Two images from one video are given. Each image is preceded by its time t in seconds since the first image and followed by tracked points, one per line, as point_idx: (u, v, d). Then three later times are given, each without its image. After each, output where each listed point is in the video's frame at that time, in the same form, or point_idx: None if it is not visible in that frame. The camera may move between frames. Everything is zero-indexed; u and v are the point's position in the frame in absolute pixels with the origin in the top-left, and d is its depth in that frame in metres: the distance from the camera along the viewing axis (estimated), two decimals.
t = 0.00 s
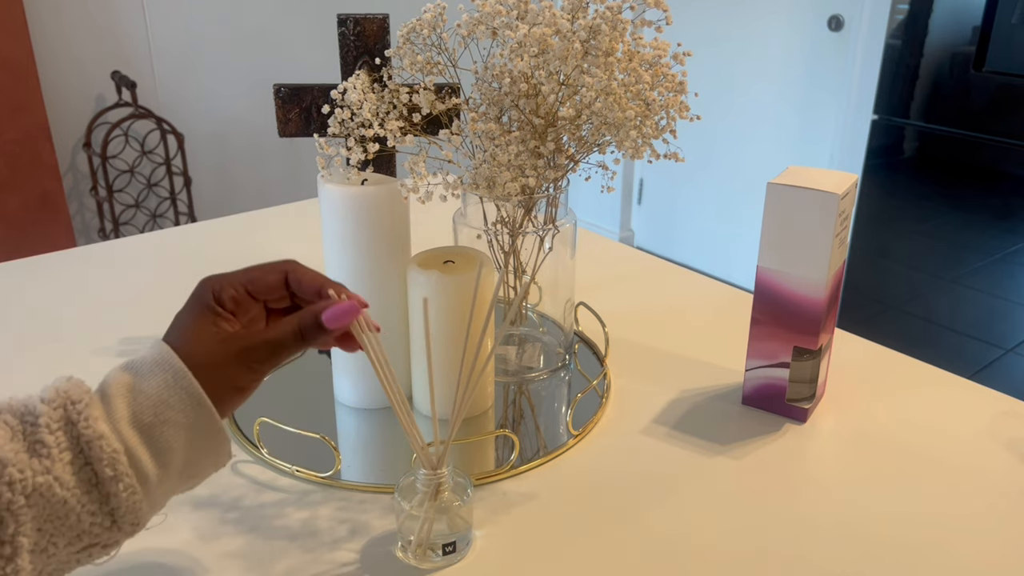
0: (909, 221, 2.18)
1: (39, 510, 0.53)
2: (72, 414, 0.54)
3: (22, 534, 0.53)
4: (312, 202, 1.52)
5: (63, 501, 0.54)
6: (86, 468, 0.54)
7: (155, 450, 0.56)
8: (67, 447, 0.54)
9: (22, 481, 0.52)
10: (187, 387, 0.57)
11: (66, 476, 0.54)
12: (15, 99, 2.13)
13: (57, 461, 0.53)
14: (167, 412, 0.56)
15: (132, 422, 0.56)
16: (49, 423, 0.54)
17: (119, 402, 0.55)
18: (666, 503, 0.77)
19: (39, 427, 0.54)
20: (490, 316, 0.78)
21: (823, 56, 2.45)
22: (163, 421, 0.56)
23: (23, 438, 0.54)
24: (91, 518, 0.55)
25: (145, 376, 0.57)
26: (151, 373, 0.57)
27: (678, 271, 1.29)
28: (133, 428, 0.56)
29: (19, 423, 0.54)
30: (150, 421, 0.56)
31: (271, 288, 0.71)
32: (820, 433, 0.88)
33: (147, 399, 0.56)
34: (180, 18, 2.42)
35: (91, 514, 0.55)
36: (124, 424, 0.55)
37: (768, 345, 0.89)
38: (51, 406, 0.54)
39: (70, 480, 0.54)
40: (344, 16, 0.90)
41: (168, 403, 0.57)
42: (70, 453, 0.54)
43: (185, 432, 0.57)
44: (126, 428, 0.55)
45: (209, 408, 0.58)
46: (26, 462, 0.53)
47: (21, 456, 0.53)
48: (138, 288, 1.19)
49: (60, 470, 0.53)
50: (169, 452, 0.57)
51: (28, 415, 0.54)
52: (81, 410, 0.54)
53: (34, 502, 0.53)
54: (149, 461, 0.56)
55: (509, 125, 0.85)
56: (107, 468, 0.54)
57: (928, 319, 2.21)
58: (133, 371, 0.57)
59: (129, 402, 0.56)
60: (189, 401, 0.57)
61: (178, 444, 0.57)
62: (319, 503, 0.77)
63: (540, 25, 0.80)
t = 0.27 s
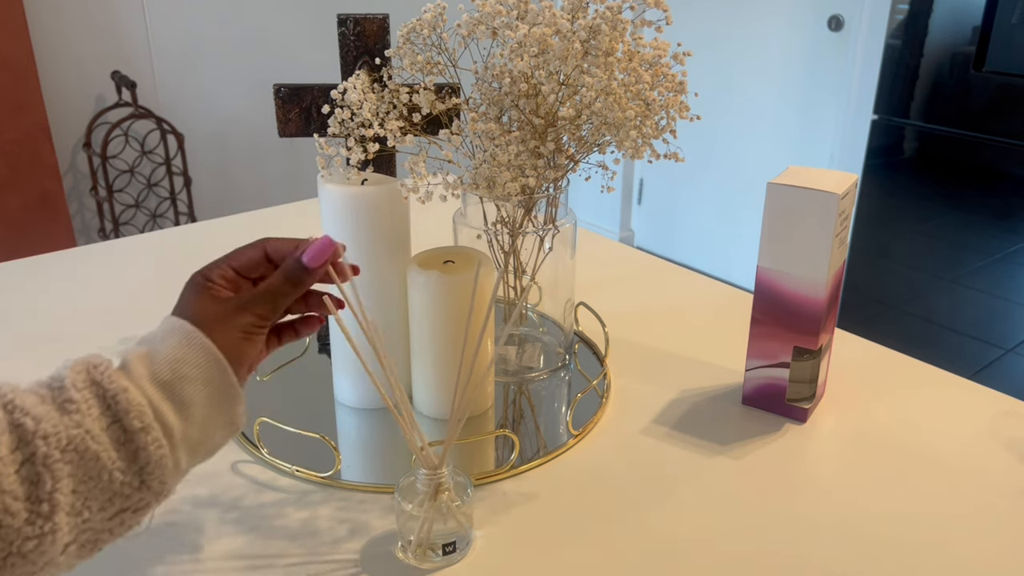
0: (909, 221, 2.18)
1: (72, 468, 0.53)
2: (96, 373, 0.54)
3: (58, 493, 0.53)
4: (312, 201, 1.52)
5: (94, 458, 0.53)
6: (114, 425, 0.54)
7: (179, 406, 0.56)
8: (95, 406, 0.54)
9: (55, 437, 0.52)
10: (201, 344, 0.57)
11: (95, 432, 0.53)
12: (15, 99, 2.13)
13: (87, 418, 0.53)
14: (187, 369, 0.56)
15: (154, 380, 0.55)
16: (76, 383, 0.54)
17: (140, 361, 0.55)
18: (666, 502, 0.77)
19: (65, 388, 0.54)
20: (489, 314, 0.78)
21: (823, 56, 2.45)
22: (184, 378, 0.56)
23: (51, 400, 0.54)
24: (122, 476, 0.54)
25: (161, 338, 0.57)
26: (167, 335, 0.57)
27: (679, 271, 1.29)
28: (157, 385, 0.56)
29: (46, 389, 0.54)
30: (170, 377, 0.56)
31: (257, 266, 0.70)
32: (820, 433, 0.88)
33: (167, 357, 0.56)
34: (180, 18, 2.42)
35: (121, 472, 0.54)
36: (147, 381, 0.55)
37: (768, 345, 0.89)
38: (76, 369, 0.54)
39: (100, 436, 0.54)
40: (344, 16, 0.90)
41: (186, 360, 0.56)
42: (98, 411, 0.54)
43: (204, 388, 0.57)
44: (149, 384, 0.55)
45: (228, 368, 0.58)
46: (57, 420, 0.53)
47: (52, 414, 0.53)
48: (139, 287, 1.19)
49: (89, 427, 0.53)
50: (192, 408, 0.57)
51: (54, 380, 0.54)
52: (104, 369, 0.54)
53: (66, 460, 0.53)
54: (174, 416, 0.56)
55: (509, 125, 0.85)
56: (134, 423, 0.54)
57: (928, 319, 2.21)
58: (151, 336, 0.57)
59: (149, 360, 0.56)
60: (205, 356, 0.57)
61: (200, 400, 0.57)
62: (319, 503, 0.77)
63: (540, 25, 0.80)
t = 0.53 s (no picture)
0: (909, 221, 2.18)
1: (113, 430, 0.52)
2: (139, 337, 0.54)
3: (99, 454, 0.51)
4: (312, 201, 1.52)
5: (135, 421, 0.53)
6: (154, 389, 0.54)
7: (216, 373, 0.56)
8: (137, 369, 0.53)
9: (99, 398, 0.51)
10: (240, 313, 0.58)
11: (138, 395, 0.53)
12: (15, 99, 2.13)
13: (129, 380, 0.53)
14: (226, 337, 0.57)
15: (194, 346, 0.56)
16: (119, 347, 0.53)
17: (181, 327, 0.55)
18: (666, 502, 0.77)
19: (108, 351, 0.53)
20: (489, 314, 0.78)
21: (823, 56, 2.45)
22: (223, 346, 0.57)
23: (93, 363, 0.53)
24: (159, 441, 0.54)
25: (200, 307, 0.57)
26: (206, 304, 0.57)
27: (679, 270, 1.29)
28: (196, 351, 0.56)
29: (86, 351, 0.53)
30: (210, 345, 0.56)
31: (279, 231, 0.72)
32: (820, 433, 0.88)
33: (207, 324, 0.56)
34: (180, 18, 2.42)
35: (158, 437, 0.54)
36: (187, 347, 0.55)
37: (768, 345, 0.89)
38: (117, 333, 0.54)
39: (142, 399, 0.53)
40: (344, 16, 0.90)
41: (226, 328, 0.57)
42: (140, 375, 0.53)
43: (242, 356, 0.58)
44: (190, 350, 0.55)
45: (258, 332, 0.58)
46: (99, 382, 0.52)
47: (94, 376, 0.52)
48: (139, 287, 1.19)
49: (132, 389, 0.52)
50: (227, 375, 0.57)
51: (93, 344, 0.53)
52: (147, 333, 0.54)
53: (109, 421, 0.52)
54: (211, 381, 0.56)
55: (509, 125, 0.85)
56: (176, 386, 0.54)
57: (928, 319, 2.21)
58: (188, 306, 0.57)
59: (189, 327, 0.56)
60: (244, 326, 0.58)
61: (236, 369, 0.57)
62: (319, 503, 0.77)
63: (540, 25, 0.80)
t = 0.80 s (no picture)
0: (909, 221, 2.18)
1: (99, 458, 0.51)
2: (135, 364, 0.53)
3: (83, 481, 0.50)
4: (312, 202, 1.52)
5: (123, 449, 0.52)
6: (145, 416, 0.53)
7: (210, 402, 0.56)
8: (129, 396, 0.52)
9: (87, 425, 0.50)
10: (243, 343, 0.58)
11: (127, 423, 0.52)
12: (15, 99, 2.13)
13: (119, 408, 0.52)
14: (224, 367, 0.56)
15: (189, 375, 0.55)
16: (113, 373, 0.52)
17: (179, 355, 0.55)
18: (667, 502, 0.77)
19: (102, 376, 0.52)
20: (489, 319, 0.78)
21: (823, 56, 2.45)
22: (220, 376, 0.56)
23: (86, 387, 0.52)
24: (145, 469, 0.53)
25: (202, 336, 0.57)
26: (211, 334, 0.57)
27: (678, 271, 1.29)
28: (192, 379, 0.55)
29: (82, 374, 0.52)
30: (205, 373, 0.56)
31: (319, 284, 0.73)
32: (819, 433, 0.88)
33: (206, 354, 0.56)
34: (180, 18, 2.42)
35: (146, 466, 0.53)
36: (182, 375, 0.55)
37: (768, 345, 0.89)
38: (114, 358, 0.53)
39: (131, 427, 0.52)
40: (344, 16, 0.90)
41: (225, 357, 0.57)
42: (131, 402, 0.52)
43: (239, 387, 0.57)
44: (185, 379, 0.55)
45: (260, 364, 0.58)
46: (89, 408, 0.51)
47: (84, 402, 0.51)
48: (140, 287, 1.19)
49: (121, 417, 0.52)
50: (222, 404, 0.56)
51: (90, 367, 0.53)
52: (144, 359, 0.53)
53: (95, 448, 0.51)
54: (204, 410, 0.55)
55: (509, 125, 0.85)
56: (167, 415, 0.53)
57: (928, 319, 2.21)
58: (191, 334, 0.57)
59: (187, 355, 0.55)
60: (244, 356, 0.57)
61: (230, 399, 0.57)
62: (319, 503, 0.77)
63: (540, 25, 0.80)
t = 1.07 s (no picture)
0: (909, 221, 2.18)
1: (70, 472, 0.44)
2: (99, 370, 0.45)
3: (55, 493, 0.44)
4: (312, 202, 1.53)
5: (95, 462, 0.44)
6: (116, 425, 0.45)
7: (187, 405, 0.48)
8: (95, 405, 0.45)
9: (51, 441, 0.43)
10: (206, 339, 0.48)
11: (96, 435, 0.44)
12: (15, 99, 2.13)
13: (86, 420, 0.44)
14: (196, 367, 0.48)
15: (159, 377, 0.47)
16: (76, 381, 0.45)
17: (145, 357, 0.47)
18: (667, 502, 0.77)
19: (64, 384, 0.44)
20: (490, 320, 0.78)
21: (823, 56, 2.45)
22: (196, 377, 0.48)
23: (49, 397, 0.44)
24: (125, 478, 0.46)
25: (166, 332, 0.48)
26: (174, 329, 0.48)
27: (678, 271, 1.29)
28: (161, 385, 0.47)
29: (44, 381, 0.45)
30: (174, 376, 0.47)
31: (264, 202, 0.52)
32: (819, 433, 0.88)
33: (173, 353, 0.47)
34: (180, 18, 2.42)
35: (125, 475, 0.46)
36: (151, 379, 0.46)
37: (768, 345, 0.89)
38: (76, 364, 0.45)
39: (101, 438, 0.45)
40: (344, 16, 0.90)
41: (194, 356, 0.48)
42: (99, 412, 0.45)
43: (215, 384, 0.49)
44: (154, 385, 0.46)
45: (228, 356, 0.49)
46: (54, 421, 0.44)
47: (48, 416, 0.43)
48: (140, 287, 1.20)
49: (89, 430, 0.44)
50: (200, 407, 0.48)
51: (50, 373, 0.45)
52: (107, 366, 0.45)
53: (64, 464, 0.44)
54: (183, 416, 0.48)
55: (509, 125, 0.85)
56: (138, 426, 0.45)
57: (928, 319, 2.21)
58: (155, 326, 0.48)
59: (154, 357, 0.47)
60: (209, 351, 0.48)
61: (209, 399, 0.49)
62: (319, 503, 0.77)
63: (540, 25, 0.80)
